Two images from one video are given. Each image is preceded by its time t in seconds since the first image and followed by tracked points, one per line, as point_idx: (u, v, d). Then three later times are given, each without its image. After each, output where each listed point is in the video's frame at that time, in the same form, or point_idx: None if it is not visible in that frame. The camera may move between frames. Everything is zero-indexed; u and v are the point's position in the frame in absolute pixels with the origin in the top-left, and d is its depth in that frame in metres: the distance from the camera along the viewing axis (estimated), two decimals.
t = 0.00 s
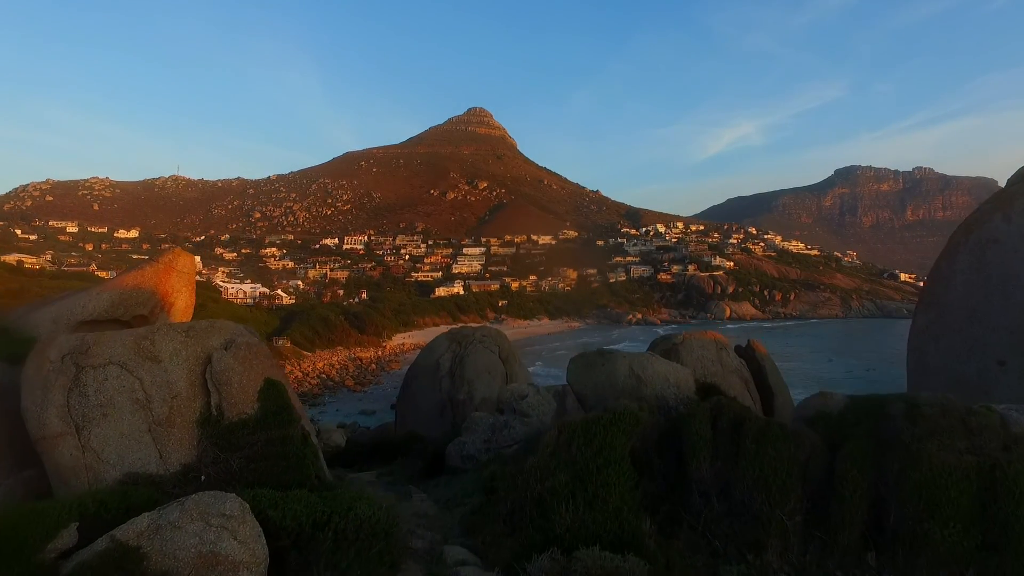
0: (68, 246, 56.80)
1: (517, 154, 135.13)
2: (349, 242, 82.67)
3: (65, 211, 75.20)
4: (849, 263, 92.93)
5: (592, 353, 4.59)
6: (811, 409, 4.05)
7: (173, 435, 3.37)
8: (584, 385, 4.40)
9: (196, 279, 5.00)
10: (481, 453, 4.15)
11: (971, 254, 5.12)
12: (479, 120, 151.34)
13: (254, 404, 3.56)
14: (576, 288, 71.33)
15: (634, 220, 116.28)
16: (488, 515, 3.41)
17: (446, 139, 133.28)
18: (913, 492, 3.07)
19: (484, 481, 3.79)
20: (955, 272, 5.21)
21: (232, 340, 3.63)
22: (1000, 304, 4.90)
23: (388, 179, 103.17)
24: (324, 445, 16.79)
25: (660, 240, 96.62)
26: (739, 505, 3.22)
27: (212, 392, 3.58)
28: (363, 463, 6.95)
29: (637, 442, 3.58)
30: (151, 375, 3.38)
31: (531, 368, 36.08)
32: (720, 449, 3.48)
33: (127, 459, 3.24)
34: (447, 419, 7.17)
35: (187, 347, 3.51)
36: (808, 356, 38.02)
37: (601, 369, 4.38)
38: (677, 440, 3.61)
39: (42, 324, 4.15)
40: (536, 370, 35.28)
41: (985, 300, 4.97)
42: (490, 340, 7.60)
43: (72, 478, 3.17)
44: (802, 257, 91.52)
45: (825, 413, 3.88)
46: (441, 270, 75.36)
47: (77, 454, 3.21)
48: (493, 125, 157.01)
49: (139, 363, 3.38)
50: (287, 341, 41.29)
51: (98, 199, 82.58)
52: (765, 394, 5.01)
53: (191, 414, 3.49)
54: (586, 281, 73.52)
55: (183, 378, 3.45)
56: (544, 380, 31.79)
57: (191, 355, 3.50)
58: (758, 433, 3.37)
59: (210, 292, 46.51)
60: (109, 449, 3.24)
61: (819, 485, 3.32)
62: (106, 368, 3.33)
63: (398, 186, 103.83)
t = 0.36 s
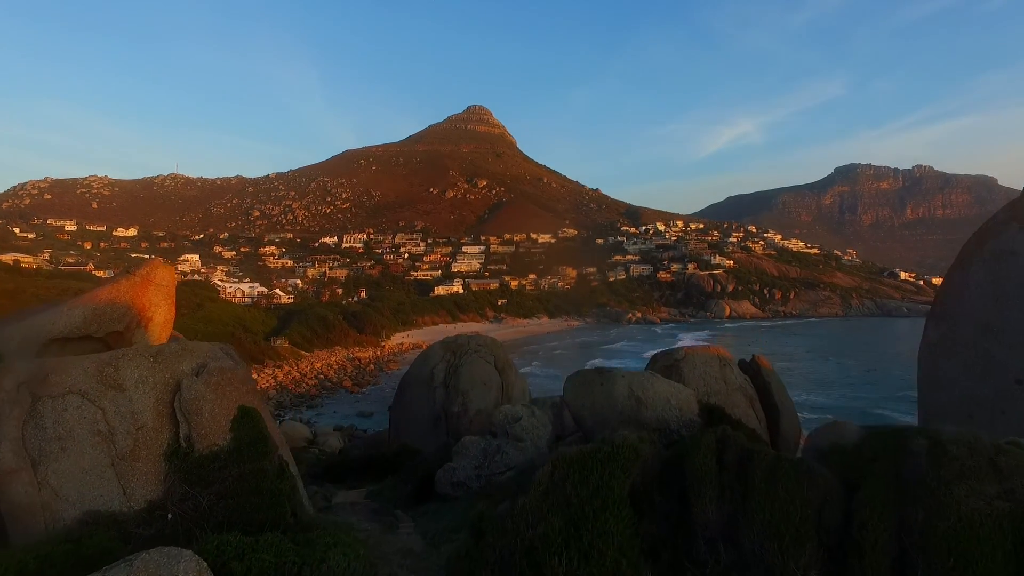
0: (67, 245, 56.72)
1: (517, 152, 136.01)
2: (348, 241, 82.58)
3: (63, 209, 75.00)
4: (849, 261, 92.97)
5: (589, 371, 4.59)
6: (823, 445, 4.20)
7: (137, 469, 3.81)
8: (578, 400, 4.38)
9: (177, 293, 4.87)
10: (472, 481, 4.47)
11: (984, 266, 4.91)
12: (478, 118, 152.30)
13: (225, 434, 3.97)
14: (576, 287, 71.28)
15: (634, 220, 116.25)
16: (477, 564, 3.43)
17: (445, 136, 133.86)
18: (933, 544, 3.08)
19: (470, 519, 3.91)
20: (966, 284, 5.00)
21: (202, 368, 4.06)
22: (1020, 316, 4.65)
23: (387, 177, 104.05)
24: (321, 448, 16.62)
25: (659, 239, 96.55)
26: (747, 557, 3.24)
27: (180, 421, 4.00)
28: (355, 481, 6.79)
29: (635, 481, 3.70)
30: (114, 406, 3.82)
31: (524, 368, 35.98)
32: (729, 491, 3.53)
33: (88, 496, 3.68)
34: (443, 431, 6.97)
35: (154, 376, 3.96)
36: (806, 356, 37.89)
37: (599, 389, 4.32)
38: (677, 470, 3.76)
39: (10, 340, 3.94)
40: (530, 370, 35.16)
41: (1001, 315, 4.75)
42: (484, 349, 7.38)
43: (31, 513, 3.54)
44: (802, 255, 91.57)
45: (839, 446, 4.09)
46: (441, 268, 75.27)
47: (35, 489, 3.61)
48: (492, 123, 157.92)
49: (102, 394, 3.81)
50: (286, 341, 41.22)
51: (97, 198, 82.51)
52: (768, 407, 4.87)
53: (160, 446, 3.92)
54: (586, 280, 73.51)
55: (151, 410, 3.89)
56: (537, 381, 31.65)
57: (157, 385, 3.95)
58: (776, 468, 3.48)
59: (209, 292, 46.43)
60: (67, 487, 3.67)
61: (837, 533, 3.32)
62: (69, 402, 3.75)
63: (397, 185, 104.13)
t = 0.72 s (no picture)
0: (64, 242, 56.43)
1: (516, 148, 136.25)
2: (347, 238, 82.28)
3: (61, 207, 74.75)
4: (849, 259, 92.72)
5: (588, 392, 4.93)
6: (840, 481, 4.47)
7: (95, 507, 3.76)
8: (581, 426, 4.74)
9: (153, 307, 4.75)
10: (462, 510, 4.37)
11: (1000, 276, 4.70)
12: (478, 116, 152.74)
13: (194, 469, 3.98)
14: (576, 285, 71.02)
15: (635, 217, 116.02)
16: None
17: (444, 134, 134.06)
18: None
19: (459, 562, 3.90)
20: (982, 297, 4.80)
21: (171, 398, 4.05)
22: None
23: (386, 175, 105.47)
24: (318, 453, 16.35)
25: (659, 236, 96.24)
26: None
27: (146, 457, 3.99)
28: (344, 499, 6.56)
29: (636, 522, 3.88)
30: (72, 441, 3.77)
31: (518, 367, 35.82)
32: (738, 533, 3.78)
33: (43, 538, 3.59)
34: (437, 442, 6.80)
35: (116, 406, 3.94)
36: (804, 356, 37.65)
37: (598, 412, 4.69)
38: (680, 510, 3.97)
39: None
40: (524, 369, 34.95)
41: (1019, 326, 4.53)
42: (480, 358, 7.18)
43: None
44: (802, 253, 91.30)
45: (855, 484, 4.35)
46: (440, 266, 75.00)
47: None
48: (492, 120, 158.67)
49: (59, 427, 3.77)
50: (284, 340, 40.97)
51: (96, 195, 82.24)
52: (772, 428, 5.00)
53: (122, 483, 3.87)
54: (586, 278, 73.26)
55: (112, 444, 3.87)
56: (531, 380, 31.48)
57: (120, 417, 3.93)
58: (792, 515, 3.74)
59: (206, 291, 46.15)
60: (18, 527, 3.57)
61: None
62: (20, 435, 3.68)
63: (396, 182, 103.90)
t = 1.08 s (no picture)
0: (63, 239, 56.30)
1: (516, 145, 136.40)
2: (346, 235, 82.07)
3: (60, 203, 74.58)
4: (849, 257, 92.53)
5: (587, 414, 4.82)
6: (856, 522, 4.10)
7: (49, 553, 3.44)
8: (579, 450, 4.60)
9: (129, 320, 4.45)
10: (450, 541, 4.11)
11: (1017, 287, 4.49)
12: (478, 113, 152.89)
13: (159, 511, 3.67)
14: (576, 283, 70.87)
15: (634, 214, 115.96)
16: None
17: (443, 131, 134.13)
18: None
19: None
20: (997, 310, 4.58)
21: (137, 430, 3.72)
22: None
23: (387, 172, 105.91)
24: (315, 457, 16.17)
25: (659, 233, 96.10)
26: None
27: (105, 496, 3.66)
28: (333, 514, 6.34)
29: (636, 566, 3.67)
30: (23, 479, 3.43)
31: (513, 366, 35.65)
32: None
33: None
34: (429, 456, 6.59)
35: (74, 442, 3.58)
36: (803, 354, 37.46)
37: (595, 435, 4.58)
38: (682, 550, 3.74)
39: None
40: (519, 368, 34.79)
41: None
42: (475, 369, 6.95)
43: None
44: (802, 250, 91.21)
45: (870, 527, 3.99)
46: (440, 263, 74.83)
47: None
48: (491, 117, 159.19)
49: (7, 465, 3.41)
50: (281, 339, 40.71)
51: (95, 191, 82.05)
52: (781, 449, 4.97)
53: (78, 526, 3.55)
54: (585, 276, 73.15)
55: (67, 483, 3.52)
56: (526, 380, 31.24)
57: (76, 452, 3.58)
58: (806, 565, 3.58)
59: (205, 289, 45.96)
60: None
61: None
62: None
63: (395, 179, 103.93)
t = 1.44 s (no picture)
0: (60, 234, 56.16)
1: (516, 139, 136.04)
2: (345, 230, 81.78)
3: (58, 198, 74.42)
4: (849, 252, 92.38)
5: (583, 434, 4.65)
6: (871, 567, 3.75)
7: None
8: (576, 471, 4.47)
9: (103, 335, 4.30)
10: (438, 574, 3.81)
11: None
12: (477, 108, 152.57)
13: (118, 551, 3.59)
14: (575, 278, 70.68)
15: (634, 209, 115.71)
16: None
17: (442, 126, 133.82)
18: None
19: None
20: (1014, 323, 4.36)
21: (96, 463, 3.65)
22: None
23: (386, 166, 105.71)
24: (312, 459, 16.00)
25: (659, 228, 95.88)
26: None
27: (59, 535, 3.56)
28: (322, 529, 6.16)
29: None
30: None
31: (509, 363, 35.47)
32: None
33: None
34: (422, 465, 6.43)
35: (27, 478, 3.48)
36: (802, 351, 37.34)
37: (593, 457, 4.44)
38: None
39: None
40: (515, 365, 34.60)
41: None
42: (470, 377, 6.78)
43: None
44: (802, 245, 91.00)
45: (892, 571, 3.64)
46: (439, 258, 74.48)
47: None
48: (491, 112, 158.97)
49: None
50: (279, 336, 40.50)
51: (93, 186, 81.73)
52: (787, 469, 4.85)
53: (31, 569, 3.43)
54: (585, 271, 72.98)
55: (17, 525, 3.40)
56: (524, 377, 30.97)
57: (29, 490, 3.46)
58: None
59: (202, 285, 45.71)
60: None
61: None
62: None
63: (394, 174, 103.66)
